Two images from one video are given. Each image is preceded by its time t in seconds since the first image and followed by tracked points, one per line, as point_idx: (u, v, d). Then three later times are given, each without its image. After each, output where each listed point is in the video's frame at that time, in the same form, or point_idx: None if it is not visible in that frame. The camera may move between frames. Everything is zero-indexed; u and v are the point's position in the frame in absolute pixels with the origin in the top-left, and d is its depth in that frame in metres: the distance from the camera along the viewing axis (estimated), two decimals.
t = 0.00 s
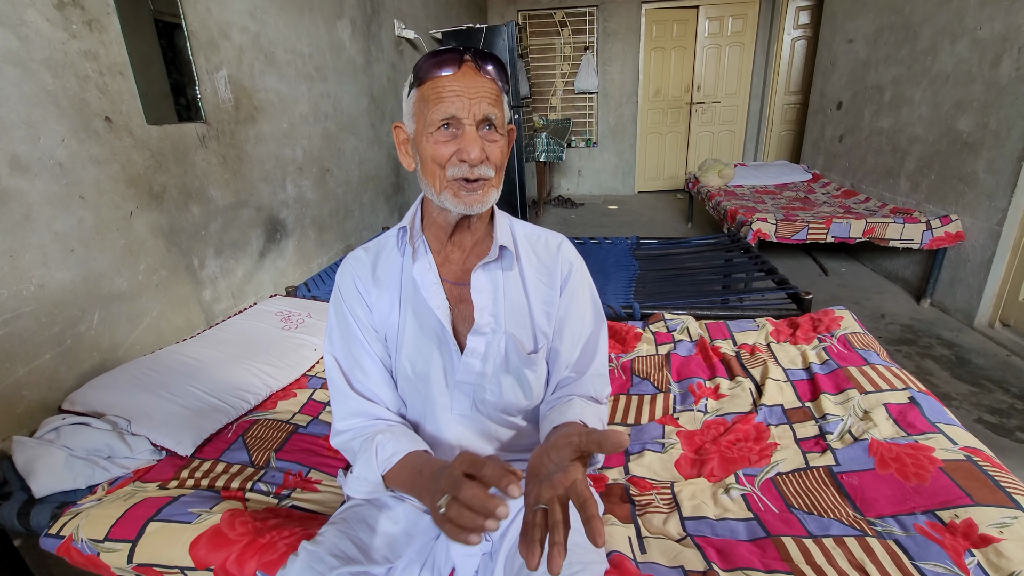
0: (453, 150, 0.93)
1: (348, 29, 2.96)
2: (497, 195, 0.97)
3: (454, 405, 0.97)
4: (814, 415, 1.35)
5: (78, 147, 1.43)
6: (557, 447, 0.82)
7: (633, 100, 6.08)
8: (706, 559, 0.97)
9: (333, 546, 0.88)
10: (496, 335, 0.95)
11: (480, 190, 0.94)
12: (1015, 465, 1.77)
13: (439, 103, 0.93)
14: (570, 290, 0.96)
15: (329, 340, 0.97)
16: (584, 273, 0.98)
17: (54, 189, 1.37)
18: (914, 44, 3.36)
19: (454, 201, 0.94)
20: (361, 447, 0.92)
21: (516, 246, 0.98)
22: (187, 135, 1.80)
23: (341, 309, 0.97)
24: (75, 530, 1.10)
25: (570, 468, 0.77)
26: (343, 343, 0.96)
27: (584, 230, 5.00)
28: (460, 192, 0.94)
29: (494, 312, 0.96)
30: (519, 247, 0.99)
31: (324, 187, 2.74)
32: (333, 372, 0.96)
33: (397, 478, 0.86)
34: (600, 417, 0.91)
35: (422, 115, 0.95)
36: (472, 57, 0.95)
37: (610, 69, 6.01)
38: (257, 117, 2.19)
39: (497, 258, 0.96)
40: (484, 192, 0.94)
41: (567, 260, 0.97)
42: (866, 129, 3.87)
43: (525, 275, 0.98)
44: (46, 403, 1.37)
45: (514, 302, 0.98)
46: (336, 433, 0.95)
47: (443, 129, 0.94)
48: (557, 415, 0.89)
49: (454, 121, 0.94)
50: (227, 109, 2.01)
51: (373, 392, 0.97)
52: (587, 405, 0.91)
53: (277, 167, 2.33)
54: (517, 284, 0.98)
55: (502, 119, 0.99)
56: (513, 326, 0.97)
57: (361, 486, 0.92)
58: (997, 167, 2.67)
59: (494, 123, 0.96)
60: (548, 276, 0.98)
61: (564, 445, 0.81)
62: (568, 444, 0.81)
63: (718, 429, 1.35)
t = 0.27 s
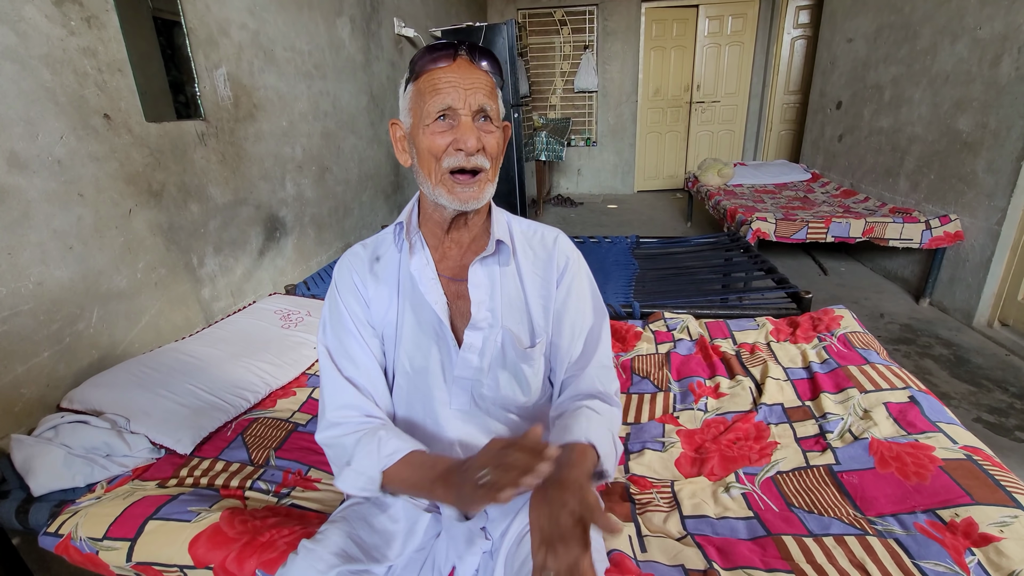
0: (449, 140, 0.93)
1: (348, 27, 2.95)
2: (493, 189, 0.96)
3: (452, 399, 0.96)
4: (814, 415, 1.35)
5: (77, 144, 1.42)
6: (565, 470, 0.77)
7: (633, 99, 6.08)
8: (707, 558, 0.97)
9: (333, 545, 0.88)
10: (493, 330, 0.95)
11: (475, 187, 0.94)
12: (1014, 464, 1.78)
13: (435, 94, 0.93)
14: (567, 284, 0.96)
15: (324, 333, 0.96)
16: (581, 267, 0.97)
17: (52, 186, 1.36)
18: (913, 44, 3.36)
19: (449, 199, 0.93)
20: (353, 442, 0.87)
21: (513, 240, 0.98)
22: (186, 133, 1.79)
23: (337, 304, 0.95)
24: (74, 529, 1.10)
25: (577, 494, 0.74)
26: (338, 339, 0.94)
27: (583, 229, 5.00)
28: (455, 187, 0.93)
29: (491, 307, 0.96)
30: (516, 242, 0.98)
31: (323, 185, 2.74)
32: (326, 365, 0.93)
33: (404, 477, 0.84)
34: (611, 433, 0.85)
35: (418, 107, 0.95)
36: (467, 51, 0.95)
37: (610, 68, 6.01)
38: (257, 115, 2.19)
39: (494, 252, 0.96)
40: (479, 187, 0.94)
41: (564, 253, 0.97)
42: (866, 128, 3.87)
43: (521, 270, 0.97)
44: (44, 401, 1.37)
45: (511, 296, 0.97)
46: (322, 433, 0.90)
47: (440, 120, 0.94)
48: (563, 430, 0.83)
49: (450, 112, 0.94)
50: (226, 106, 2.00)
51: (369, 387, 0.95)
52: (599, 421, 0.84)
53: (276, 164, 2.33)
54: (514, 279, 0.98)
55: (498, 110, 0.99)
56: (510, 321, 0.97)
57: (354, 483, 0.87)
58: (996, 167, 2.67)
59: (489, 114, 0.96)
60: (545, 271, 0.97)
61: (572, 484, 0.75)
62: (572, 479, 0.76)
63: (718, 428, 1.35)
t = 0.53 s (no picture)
0: (445, 150, 0.93)
1: (348, 25, 2.94)
2: (490, 194, 0.96)
3: (452, 397, 0.97)
4: (814, 413, 1.36)
5: (76, 142, 1.42)
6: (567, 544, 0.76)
7: (633, 98, 6.08)
8: (707, 556, 0.97)
9: (334, 543, 0.88)
10: (488, 329, 0.95)
11: (471, 190, 0.94)
12: (1013, 463, 1.78)
13: (433, 103, 0.92)
14: (559, 280, 0.93)
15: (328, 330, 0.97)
16: (576, 265, 0.94)
17: (52, 184, 1.36)
18: (913, 43, 3.36)
19: (444, 201, 0.94)
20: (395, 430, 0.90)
21: (509, 240, 0.97)
22: (185, 131, 1.79)
23: (338, 302, 0.96)
24: (74, 527, 1.10)
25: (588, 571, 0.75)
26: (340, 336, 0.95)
27: (583, 228, 5.00)
28: (451, 191, 0.94)
29: (486, 306, 0.95)
30: (512, 242, 0.97)
31: (323, 184, 2.73)
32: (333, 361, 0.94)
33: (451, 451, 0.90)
34: (602, 467, 0.80)
35: (415, 113, 0.95)
36: (466, 55, 0.94)
37: (609, 67, 6.00)
38: (256, 113, 2.18)
39: (489, 252, 0.96)
40: (476, 191, 0.94)
41: (559, 252, 0.95)
42: (866, 128, 3.88)
43: (516, 269, 0.96)
44: (44, 400, 1.37)
45: (506, 296, 0.97)
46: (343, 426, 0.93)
47: (437, 128, 0.94)
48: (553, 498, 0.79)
49: (447, 120, 0.93)
50: (226, 105, 2.00)
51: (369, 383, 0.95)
52: (587, 471, 0.79)
53: (276, 163, 2.32)
54: (509, 278, 0.97)
55: (496, 117, 0.98)
56: (507, 320, 0.97)
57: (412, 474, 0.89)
58: (996, 166, 2.67)
59: (487, 122, 0.95)
60: (540, 271, 0.96)
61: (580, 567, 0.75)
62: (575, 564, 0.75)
63: (719, 426, 1.35)
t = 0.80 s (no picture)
0: (445, 146, 0.93)
1: (347, 24, 2.94)
2: (491, 191, 0.96)
3: (449, 399, 0.97)
4: (813, 412, 1.36)
5: (75, 140, 1.42)
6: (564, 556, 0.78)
7: (632, 97, 6.08)
8: (706, 555, 0.97)
9: (333, 542, 0.88)
10: (487, 331, 0.95)
11: (472, 187, 0.94)
12: (1012, 462, 1.78)
13: (432, 99, 0.92)
14: (560, 283, 0.94)
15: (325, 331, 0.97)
16: (575, 267, 0.95)
17: (51, 182, 1.36)
18: (913, 43, 3.37)
19: (445, 198, 0.93)
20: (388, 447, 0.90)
21: (509, 241, 0.97)
22: (184, 129, 1.79)
23: (336, 303, 0.96)
24: (72, 525, 1.10)
25: None
26: (339, 337, 0.95)
27: (582, 227, 5.00)
28: (451, 189, 0.93)
29: (485, 308, 0.95)
30: (512, 243, 0.97)
31: (323, 183, 2.73)
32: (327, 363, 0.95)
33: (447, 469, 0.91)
34: (596, 482, 0.82)
35: (415, 110, 0.95)
36: (466, 52, 0.94)
37: (609, 66, 6.00)
38: (256, 111, 2.18)
39: (489, 253, 0.95)
40: (476, 189, 0.94)
41: (559, 255, 0.95)
42: (865, 127, 3.88)
43: (516, 270, 0.96)
44: (43, 398, 1.37)
45: (504, 297, 0.97)
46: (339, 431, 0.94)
47: (436, 125, 0.94)
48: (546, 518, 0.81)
49: (447, 117, 0.93)
50: (225, 103, 2.00)
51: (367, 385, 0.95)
52: (581, 487, 0.80)
53: (276, 162, 2.32)
54: (508, 279, 0.97)
55: (497, 114, 0.98)
56: (505, 322, 0.97)
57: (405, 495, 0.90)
58: (995, 166, 2.67)
59: (487, 119, 0.95)
60: (541, 273, 0.96)
61: None
62: None
63: (718, 425, 1.35)
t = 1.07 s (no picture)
0: (446, 145, 0.93)
1: (348, 22, 2.94)
2: (494, 190, 0.96)
3: (451, 399, 0.97)
4: (812, 411, 1.36)
5: (76, 137, 1.42)
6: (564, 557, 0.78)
7: (633, 97, 6.08)
8: (706, 552, 0.98)
9: (333, 538, 0.88)
10: (487, 331, 0.95)
11: (474, 186, 0.94)
12: (1010, 462, 1.79)
13: (434, 96, 0.92)
14: (561, 283, 0.94)
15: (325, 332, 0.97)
16: (577, 267, 0.95)
17: (52, 179, 1.36)
18: (913, 43, 3.37)
19: (448, 197, 0.94)
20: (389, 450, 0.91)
21: (511, 241, 0.97)
22: (185, 127, 1.79)
23: (336, 303, 0.96)
24: (74, 522, 1.10)
25: None
26: (340, 337, 0.95)
27: (582, 227, 5.00)
28: (453, 188, 0.94)
29: (485, 307, 0.95)
30: (514, 242, 0.97)
31: (323, 181, 2.73)
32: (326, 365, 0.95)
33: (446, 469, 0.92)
34: (596, 482, 0.81)
35: (416, 107, 0.95)
36: (468, 48, 0.94)
37: (610, 66, 6.01)
38: (257, 110, 2.18)
39: (491, 252, 0.96)
40: (478, 187, 0.94)
41: (561, 254, 0.95)
42: (865, 127, 3.88)
43: (517, 270, 0.96)
44: (44, 395, 1.37)
45: (505, 296, 0.97)
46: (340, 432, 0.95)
47: (438, 123, 0.94)
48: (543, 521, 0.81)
49: (448, 115, 0.93)
50: (226, 101, 2.00)
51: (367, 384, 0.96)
52: (581, 488, 0.80)
53: (276, 160, 2.32)
54: (509, 278, 0.97)
55: (498, 111, 0.98)
56: (505, 321, 0.97)
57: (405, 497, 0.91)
58: (995, 166, 2.67)
59: (489, 117, 0.96)
60: (542, 272, 0.96)
61: None
62: None
63: (718, 423, 1.35)
